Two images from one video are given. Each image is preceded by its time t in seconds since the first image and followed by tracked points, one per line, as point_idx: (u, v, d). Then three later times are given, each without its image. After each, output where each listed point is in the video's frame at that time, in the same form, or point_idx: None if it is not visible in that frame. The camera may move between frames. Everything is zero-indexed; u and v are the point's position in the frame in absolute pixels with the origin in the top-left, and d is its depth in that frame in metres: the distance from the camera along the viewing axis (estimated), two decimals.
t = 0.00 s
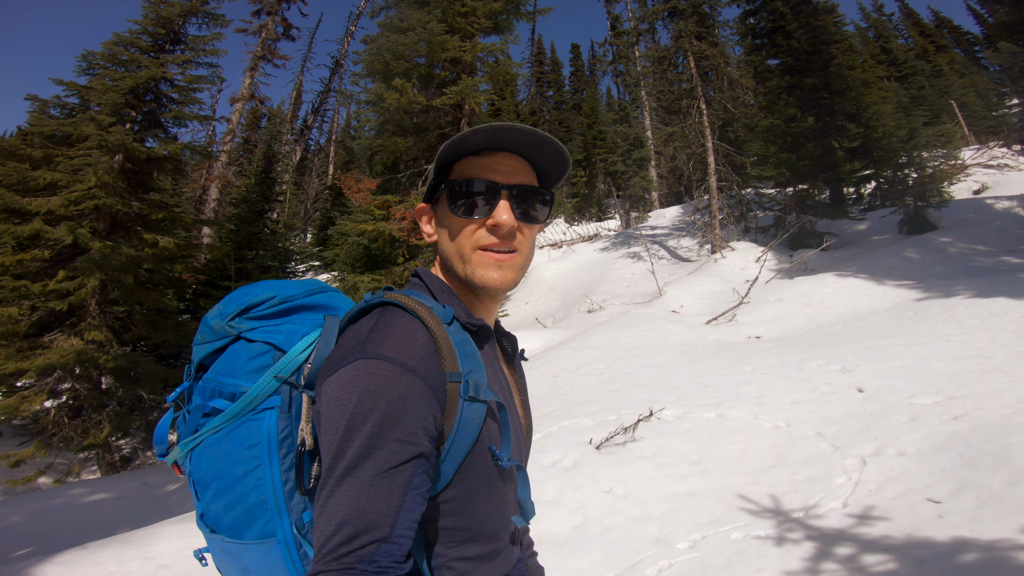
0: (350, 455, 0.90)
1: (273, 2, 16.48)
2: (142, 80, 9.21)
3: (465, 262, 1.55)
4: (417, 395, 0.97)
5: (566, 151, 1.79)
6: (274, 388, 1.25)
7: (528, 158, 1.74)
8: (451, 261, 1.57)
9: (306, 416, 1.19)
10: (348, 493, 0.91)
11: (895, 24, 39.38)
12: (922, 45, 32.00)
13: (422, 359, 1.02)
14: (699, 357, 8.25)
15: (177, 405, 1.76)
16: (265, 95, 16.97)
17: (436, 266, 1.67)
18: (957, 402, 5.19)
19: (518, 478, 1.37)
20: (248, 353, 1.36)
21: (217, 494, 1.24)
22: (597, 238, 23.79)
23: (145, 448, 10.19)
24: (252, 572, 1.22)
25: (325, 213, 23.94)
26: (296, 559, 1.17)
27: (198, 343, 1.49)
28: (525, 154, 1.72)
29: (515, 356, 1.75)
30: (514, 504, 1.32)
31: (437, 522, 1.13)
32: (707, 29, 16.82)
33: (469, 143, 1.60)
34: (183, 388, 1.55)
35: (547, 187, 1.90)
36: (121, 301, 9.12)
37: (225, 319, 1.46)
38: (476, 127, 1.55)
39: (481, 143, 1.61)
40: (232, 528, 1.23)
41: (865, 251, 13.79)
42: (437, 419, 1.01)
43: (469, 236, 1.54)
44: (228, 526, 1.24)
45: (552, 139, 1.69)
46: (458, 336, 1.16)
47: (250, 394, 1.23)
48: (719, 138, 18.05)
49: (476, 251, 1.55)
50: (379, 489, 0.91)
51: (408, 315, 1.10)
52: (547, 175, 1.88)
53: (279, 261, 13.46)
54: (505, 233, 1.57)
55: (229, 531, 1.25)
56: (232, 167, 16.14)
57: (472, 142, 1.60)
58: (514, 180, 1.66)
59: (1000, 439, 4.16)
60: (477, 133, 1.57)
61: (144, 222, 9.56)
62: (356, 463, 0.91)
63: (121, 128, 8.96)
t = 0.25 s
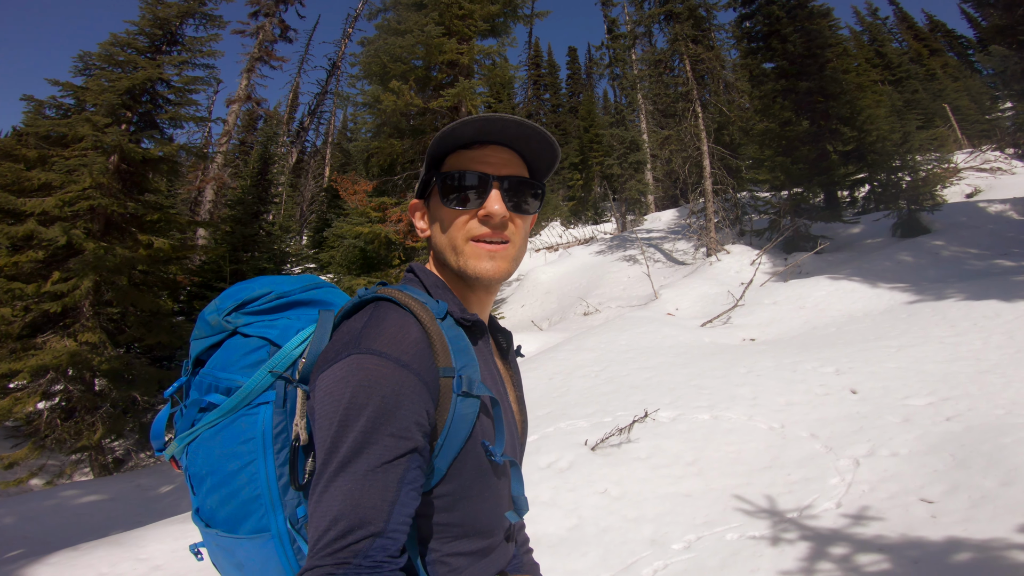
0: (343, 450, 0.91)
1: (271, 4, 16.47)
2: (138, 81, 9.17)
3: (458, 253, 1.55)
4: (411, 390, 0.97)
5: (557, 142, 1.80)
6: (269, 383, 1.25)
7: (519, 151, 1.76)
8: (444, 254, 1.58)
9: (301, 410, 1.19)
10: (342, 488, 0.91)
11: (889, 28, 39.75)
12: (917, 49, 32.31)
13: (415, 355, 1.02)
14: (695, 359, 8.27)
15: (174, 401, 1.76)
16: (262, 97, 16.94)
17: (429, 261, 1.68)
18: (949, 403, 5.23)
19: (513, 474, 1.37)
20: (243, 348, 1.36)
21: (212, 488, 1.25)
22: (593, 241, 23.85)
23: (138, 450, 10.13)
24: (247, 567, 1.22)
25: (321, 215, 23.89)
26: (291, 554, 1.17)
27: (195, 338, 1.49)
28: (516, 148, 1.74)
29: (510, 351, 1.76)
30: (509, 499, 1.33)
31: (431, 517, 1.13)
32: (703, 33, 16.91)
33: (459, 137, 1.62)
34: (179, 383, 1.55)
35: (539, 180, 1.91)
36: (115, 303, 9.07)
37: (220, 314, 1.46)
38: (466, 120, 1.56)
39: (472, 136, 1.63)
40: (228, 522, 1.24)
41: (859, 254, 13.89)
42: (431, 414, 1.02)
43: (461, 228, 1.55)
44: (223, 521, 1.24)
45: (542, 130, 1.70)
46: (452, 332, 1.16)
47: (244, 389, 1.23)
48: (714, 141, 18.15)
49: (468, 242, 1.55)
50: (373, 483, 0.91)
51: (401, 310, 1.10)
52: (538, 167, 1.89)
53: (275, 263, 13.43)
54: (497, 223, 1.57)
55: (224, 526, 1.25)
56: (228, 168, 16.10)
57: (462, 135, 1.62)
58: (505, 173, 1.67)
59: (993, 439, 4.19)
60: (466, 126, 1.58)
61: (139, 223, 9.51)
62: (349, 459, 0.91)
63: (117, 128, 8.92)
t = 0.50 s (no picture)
0: (347, 453, 0.91)
1: (269, 6, 16.48)
2: (135, 82, 9.15)
3: (463, 255, 1.55)
4: (414, 394, 0.97)
5: (559, 144, 1.81)
6: (272, 385, 1.24)
7: (521, 152, 1.77)
8: (449, 256, 1.57)
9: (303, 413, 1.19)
10: (346, 490, 0.91)
11: (883, 33, 40.15)
12: (911, 55, 32.61)
13: (419, 358, 1.02)
14: (691, 363, 8.30)
15: (176, 403, 1.75)
16: (259, 100, 16.91)
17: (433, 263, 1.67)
18: (944, 405, 5.26)
19: (514, 477, 1.37)
20: (245, 350, 1.36)
21: (215, 490, 1.24)
22: (590, 245, 23.91)
23: (132, 453, 10.05)
24: (248, 570, 1.22)
25: (317, 218, 23.83)
26: (293, 557, 1.17)
27: (197, 340, 1.49)
28: (518, 149, 1.75)
29: (513, 355, 1.76)
30: (511, 501, 1.33)
31: (434, 520, 1.13)
32: (699, 37, 16.99)
33: (463, 137, 1.62)
34: (182, 385, 1.55)
35: (541, 182, 1.92)
36: (110, 305, 9.01)
37: (223, 316, 1.46)
38: (470, 121, 1.57)
39: (474, 138, 1.64)
40: (230, 524, 1.24)
41: (854, 258, 13.98)
42: (434, 416, 1.02)
43: (466, 229, 1.55)
44: (225, 523, 1.24)
45: (546, 131, 1.71)
46: (455, 334, 1.17)
47: (247, 391, 1.23)
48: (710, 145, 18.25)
49: (473, 243, 1.55)
50: (377, 486, 0.91)
51: (405, 313, 1.10)
52: (540, 168, 1.90)
53: (270, 266, 13.38)
54: (501, 224, 1.58)
55: (227, 528, 1.25)
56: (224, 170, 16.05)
57: (465, 137, 1.63)
58: (508, 174, 1.68)
59: (987, 441, 4.22)
60: (470, 127, 1.59)
61: (134, 225, 9.47)
62: (353, 461, 0.91)
63: (114, 130, 8.88)
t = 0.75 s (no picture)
0: (346, 455, 0.91)
1: (267, 8, 16.47)
2: (132, 83, 9.13)
3: (462, 258, 1.56)
4: (413, 397, 0.97)
5: (560, 148, 1.82)
6: (269, 389, 1.24)
7: (522, 156, 1.77)
8: (449, 259, 1.58)
9: (300, 416, 1.18)
10: (345, 493, 0.91)
11: (878, 38, 40.53)
12: (905, 60, 32.93)
13: (417, 361, 1.03)
14: (686, 366, 8.31)
15: (171, 406, 1.74)
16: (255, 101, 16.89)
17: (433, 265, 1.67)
18: (937, 409, 5.30)
19: (512, 479, 1.37)
20: (243, 353, 1.35)
21: (211, 493, 1.24)
22: (586, 249, 23.96)
23: (124, 455, 9.97)
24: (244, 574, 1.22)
25: (313, 220, 23.77)
26: (290, 560, 1.17)
27: (193, 342, 1.48)
28: (519, 153, 1.75)
29: (511, 358, 1.76)
30: (509, 504, 1.32)
31: (431, 523, 1.13)
32: (696, 42, 17.08)
33: (464, 141, 1.63)
34: (177, 388, 1.54)
35: (542, 185, 1.92)
36: (103, 306, 8.94)
37: (220, 319, 1.46)
38: (472, 124, 1.58)
39: (476, 141, 1.65)
40: (226, 528, 1.23)
41: (848, 263, 14.07)
42: (433, 419, 1.02)
43: (466, 232, 1.55)
44: (222, 527, 1.24)
45: (546, 135, 1.72)
46: (454, 336, 1.17)
47: (245, 394, 1.23)
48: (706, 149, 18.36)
49: (473, 247, 1.56)
50: (375, 488, 0.91)
51: (404, 315, 1.10)
52: (541, 173, 1.91)
53: (266, 268, 13.33)
54: (502, 228, 1.58)
55: (223, 531, 1.24)
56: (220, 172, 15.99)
57: (466, 140, 1.63)
58: (509, 177, 1.69)
59: (980, 444, 4.25)
60: (472, 130, 1.60)
61: (129, 226, 9.44)
62: (352, 463, 0.91)
63: (109, 130, 8.84)
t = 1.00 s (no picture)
0: (340, 455, 0.90)
1: (266, 9, 16.48)
2: (130, 84, 9.12)
3: (457, 259, 1.56)
4: (407, 398, 0.97)
5: (557, 149, 1.82)
6: (261, 389, 1.23)
7: (518, 157, 1.77)
8: (444, 260, 1.57)
9: (294, 417, 1.18)
10: (338, 493, 0.90)
11: (874, 42, 40.83)
12: (901, 64, 33.17)
13: (412, 361, 1.02)
14: (683, 370, 8.32)
15: (163, 406, 1.73)
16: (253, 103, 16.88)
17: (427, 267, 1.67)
18: (932, 412, 5.32)
19: (507, 480, 1.37)
20: (235, 353, 1.35)
21: (203, 494, 1.23)
22: (583, 252, 24.00)
23: (118, 457, 9.91)
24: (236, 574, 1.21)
25: (310, 222, 23.73)
26: (282, 561, 1.16)
27: (186, 343, 1.47)
28: (515, 153, 1.75)
29: (505, 359, 1.76)
30: (502, 505, 1.32)
31: (425, 525, 1.12)
32: (694, 45, 17.14)
33: (461, 141, 1.63)
34: (169, 388, 1.53)
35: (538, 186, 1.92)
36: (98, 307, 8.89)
37: (213, 319, 1.45)
38: (469, 124, 1.57)
39: (473, 141, 1.65)
40: (218, 528, 1.22)
41: (843, 266, 14.12)
42: (427, 420, 1.02)
43: (462, 233, 1.55)
44: (213, 527, 1.23)
45: (543, 136, 1.72)
46: (448, 337, 1.17)
47: (237, 394, 1.22)
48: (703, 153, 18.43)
49: (468, 248, 1.56)
50: (369, 489, 0.90)
51: (398, 316, 1.10)
52: (537, 173, 1.91)
53: (262, 270, 13.29)
54: (497, 229, 1.58)
55: (215, 532, 1.23)
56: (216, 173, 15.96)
57: (463, 140, 1.63)
58: (505, 178, 1.69)
59: (974, 447, 4.26)
60: (469, 130, 1.59)
61: (125, 227, 9.41)
62: (346, 464, 0.90)
63: (106, 131, 8.80)
